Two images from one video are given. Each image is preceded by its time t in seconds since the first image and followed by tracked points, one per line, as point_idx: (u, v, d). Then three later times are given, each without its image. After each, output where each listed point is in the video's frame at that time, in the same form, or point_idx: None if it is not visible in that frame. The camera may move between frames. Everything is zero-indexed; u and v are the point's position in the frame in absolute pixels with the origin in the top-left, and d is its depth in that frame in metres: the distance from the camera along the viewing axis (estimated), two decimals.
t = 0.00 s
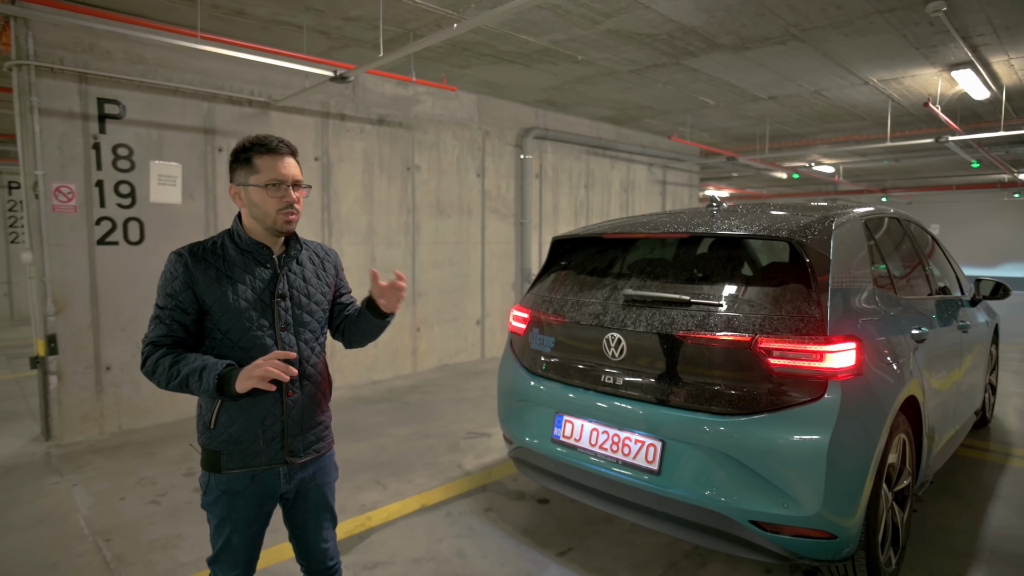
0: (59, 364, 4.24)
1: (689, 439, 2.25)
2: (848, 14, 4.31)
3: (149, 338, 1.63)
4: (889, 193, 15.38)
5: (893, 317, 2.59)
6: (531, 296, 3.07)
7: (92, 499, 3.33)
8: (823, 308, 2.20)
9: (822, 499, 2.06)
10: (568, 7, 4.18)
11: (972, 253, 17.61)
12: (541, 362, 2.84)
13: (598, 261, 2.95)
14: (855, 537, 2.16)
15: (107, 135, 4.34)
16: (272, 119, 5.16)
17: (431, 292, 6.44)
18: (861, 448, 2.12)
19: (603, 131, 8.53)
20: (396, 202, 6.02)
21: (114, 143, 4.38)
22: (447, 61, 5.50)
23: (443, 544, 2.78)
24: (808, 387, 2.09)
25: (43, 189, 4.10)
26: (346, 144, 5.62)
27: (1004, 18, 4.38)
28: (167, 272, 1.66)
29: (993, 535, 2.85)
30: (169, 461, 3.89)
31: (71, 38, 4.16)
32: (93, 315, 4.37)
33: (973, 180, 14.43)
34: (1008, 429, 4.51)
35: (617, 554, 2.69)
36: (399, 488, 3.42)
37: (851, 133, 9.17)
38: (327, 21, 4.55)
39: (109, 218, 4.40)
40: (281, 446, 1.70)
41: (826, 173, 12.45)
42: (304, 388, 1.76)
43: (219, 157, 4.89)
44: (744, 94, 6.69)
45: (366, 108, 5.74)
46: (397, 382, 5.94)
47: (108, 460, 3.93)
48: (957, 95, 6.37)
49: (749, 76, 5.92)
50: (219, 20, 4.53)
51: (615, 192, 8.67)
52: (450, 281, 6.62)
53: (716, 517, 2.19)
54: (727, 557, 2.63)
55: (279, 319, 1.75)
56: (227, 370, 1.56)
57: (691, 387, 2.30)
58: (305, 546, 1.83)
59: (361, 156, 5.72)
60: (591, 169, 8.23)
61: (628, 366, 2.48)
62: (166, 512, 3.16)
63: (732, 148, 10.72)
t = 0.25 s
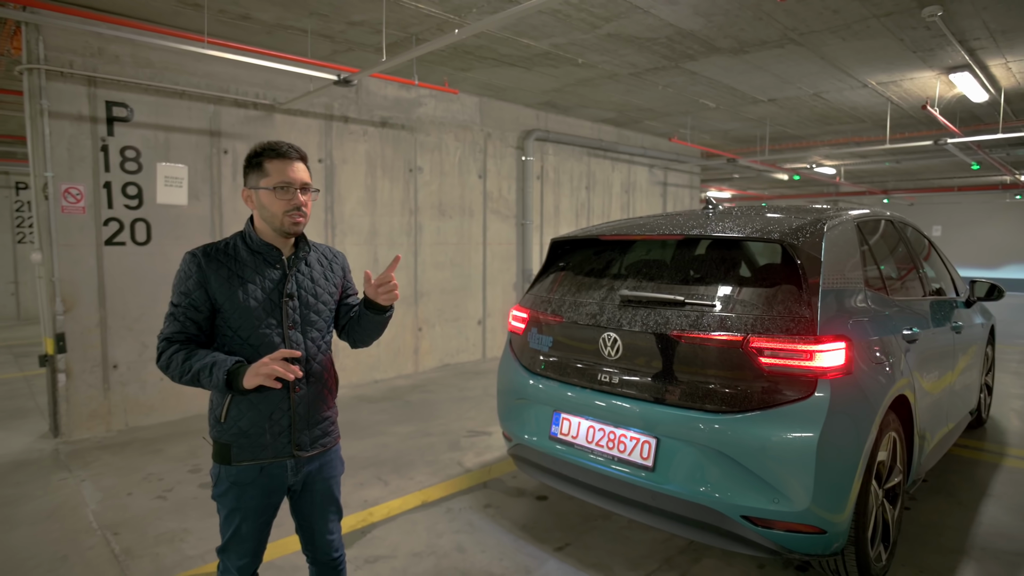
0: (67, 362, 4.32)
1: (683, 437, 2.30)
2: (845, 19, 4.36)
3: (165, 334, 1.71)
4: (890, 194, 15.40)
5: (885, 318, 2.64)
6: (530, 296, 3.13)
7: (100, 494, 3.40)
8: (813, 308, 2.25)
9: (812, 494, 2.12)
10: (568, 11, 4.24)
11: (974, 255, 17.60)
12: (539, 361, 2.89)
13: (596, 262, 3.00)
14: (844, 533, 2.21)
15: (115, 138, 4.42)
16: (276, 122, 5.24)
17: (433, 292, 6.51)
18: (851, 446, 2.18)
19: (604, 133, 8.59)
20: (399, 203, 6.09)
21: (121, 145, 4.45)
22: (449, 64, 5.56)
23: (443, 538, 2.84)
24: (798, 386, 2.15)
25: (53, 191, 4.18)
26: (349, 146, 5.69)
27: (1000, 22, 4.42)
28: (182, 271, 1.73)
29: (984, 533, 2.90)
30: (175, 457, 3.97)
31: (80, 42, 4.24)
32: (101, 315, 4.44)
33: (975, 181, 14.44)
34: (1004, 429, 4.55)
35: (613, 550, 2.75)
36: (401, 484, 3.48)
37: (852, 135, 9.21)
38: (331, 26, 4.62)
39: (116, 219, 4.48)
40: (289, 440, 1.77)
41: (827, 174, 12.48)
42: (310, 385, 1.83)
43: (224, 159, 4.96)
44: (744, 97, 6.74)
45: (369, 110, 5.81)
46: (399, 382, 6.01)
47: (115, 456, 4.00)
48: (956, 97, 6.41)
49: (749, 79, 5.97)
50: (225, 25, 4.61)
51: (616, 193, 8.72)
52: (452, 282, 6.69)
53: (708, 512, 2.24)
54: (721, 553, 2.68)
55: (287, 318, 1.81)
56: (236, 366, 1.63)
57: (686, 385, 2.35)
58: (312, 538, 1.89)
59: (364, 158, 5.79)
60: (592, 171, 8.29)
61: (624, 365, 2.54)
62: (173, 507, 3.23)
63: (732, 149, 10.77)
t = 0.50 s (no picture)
0: (75, 360, 4.39)
1: (679, 433, 2.36)
2: (841, 23, 4.41)
3: (191, 329, 1.77)
4: (890, 195, 15.45)
5: (877, 318, 2.70)
6: (529, 296, 3.19)
7: (108, 489, 3.47)
8: (804, 308, 2.32)
9: (801, 488, 2.18)
10: (567, 15, 4.31)
11: (974, 256, 17.65)
12: (538, 360, 2.96)
13: (594, 263, 3.07)
14: (834, 526, 2.27)
15: (121, 140, 4.49)
16: (280, 124, 5.31)
17: (434, 292, 6.58)
18: (840, 441, 2.24)
19: (604, 134, 8.66)
20: (400, 204, 6.16)
21: (128, 147, 4.53)
22: (450, 67, 5.63)
23: (443, 532, 2.91)
24: (789, 383, 2.21)
25: (61, 192, 4.25)
26: (351, 148, 5.76)
27: (994, 26, 4.47)
28: (206, 269, 1.80)
29: (973, 528, 2.96)
30: (181, 454, 4.04)
31: (87, 46, 4.31)
32: (107, 314, 4.51)
33: (973, 182, 14.49)
34: (997, 429, 4.61)
35: (610, 543, 2.81)
36: (402, 480, 3.55)
37: (850, 137, 9.26)
38: (333, 29, 4.69)
39: (123, 219, 4.55)
40: (306, 432, 1.83)
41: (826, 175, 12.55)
42: (326, 378, 1.90)
43: (228, 160, 5.03)
44: (742, 99, 6.80)
45: (371, 112, 5.88)
46: (401, 380, 6.08)
47: (122, 453, 4.07)
48: (952, 100, 6.46)
49: (747, 81, 6.03)
50: (229, 29, 4.68)
51: (616, 194, 8.79)
52: (452, 282, 6.76)
53: (702, 506, 2.31)
54: (715, 546, 2.75)
55: (304, 316, 1.88)
56: (260, 358, 1.72)
57: (681, 383, 2.41)
58: (328, 529, 1.96)
59: (366, 159, 5.86)
60: (591, 172, 8.35)
61: (621, 363, 2.60)
62: (179, 502, 3.30)
63: (731, 151, 10.83)
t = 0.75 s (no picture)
0: (79, 360, 4.45)
1: (674, 434, 2.40)
2: (838, 28, 4.44)
3: (218, 330, 1.86)
4: (889, 197, 15.48)
5: (870, 320, 2.73)
6: (528, 298, 3.23)
7: (112, 487, 3.52)
8: (796, 310, 2.36)
9: (794, 487, 2.22)
10: (566, 20, 4.35)
11: (974, 258, 17.67)
12: (537, 361, 3.00)
13: (591, 265, 3.11)
14: (826, 525, 2.31)
15: (125, 142, 4.54)
16: (282, 126, 5.36)
17: (434, 293, 6.62)
18: (832, 443, 2.28)
19: (603, 136, 8.70)
20: (401, 206, 6.21)
21: (132, 149, 4.58)
22: (451, 70, 5.67)
23: (442, 530, 2.95)
24: (781, 384, 2.25)
25: (65, 194, 4.30)
26: (352, 150, 5.81)
27: (990, 31, 4.50)
28: (232, 273, 1.88)
29: (966, 528, 2.99)
30: (183, 453, 4.08)
31: (92, 49, 4.36)
32: (111, 314, 4.56)
33: (973, 184, 14.52)
34: (993, 430, 4.64)
35: (606, 542, 2.85)
36: (402, 479, 3.59)
37: (849, 139, 9.30)
38: (335, 33, 4.74)
39: (127, 221, 4.60)
40: (323, 428, 1.88)
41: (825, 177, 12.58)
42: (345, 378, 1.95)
43: (230, 162, 5.08)
44: (741, 102, 6.84)
45: (372, 115, 5.93)
46: (401, 381, 6.12)
47: (126, 452, 4.12)
48: (950, 103, 6.49)
49: (746, 85, 6.07)
50: (232, 32, 4.73)
51: (616, 196, 8.83)
52: (453, 283, 6.80)
53: (696, 505, 2.35)
54: (710, 544, 2.79)
55: (323, 317, 1.92)
56: (287, 358, 1.79)
57: (676, 383, 2.45)
58: (338, 524, 2.00)
59: (367, 161, 5.91)
60: (591, 174, 8.40)
61: (617, 364, 2.64)
62: (182, 500, 3.35)
63: (731, 153, 10.87)
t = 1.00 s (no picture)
0: (81, 359, 4.49)
1: (668, 431, 2.44)
2: (835, 29, 4.47)
3: (240, 323, 1.90)
4: (889, 198, 15.49)
5: (862, 318, 2.76)
6: (525, 297, 3.26)
7: (114, 484, 3.56)
8: (788, 309, 2.39)
9: (785, 483, 2.25)
10: (565, 22, 4.39)
11: (974, 258, 17.67)
12: (534, 359, 3.03)
13: (588, 265, 3.14)
14: (817, 521, 2.35)
15: (128, 143, 4.59)
16: (283, 127, 5.40)
17: (434, 293, 6.65)
18: (822, 440, 2.31)
19: (603, 137, 8.74)
20: (401, 206, 6.24)
21: (134, 150, 4.62)
22: (450, 71, 5.71)
23: (440, 526, 2.99)
24: (773, 381, 2.29)
25: (68, 193, 4.34)
26: (353, 150, 5.85)
27: (986, 33, 4.52)
28: (255, 268, 1.91)
29: (959, 525, 3.02)
30: (184, 450, 4.12)
31: (95, 50, 4.41)
32: (113, 313, 4.60)
33: (973, 185, 14.53)
34: (989, 429, 4.67)
35: (602, 538, 2.88)
36: (401, 476, 3.63)
37: (848, 140, 9.32)
38: (335, 34, 4.78)
39: (129, 220, 4.64)
40: (336, 419, 1.92)
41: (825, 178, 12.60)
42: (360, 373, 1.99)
43: (232, 162, 5.12)
44: (740, 102, 6.86)
45: (372, 115, 5.97)
46: (401, 380, 6.16)
47: (127, 449, 4.16)
48: (948, 104, 6.52)
49: (744, 86, 6.10)
50: (233, 34, 4.77)
51: (615, 196, 8.86)
52: (453, 283, 6.84)
53: (689, 501, 2.38)
54: (704, 540, 2.82)
55: (341, 313, 1.96)
56: (305, 352, 1.82)
57: (671, 381, 2.48)
58: (344, 515, 2.04)
59: (367, 161, 5.95)
60: (591, 174, 8.43)
61: (613, 362, 2.68)
62: (184, 496, 3.39)
63: (730, 153, 10.90)
